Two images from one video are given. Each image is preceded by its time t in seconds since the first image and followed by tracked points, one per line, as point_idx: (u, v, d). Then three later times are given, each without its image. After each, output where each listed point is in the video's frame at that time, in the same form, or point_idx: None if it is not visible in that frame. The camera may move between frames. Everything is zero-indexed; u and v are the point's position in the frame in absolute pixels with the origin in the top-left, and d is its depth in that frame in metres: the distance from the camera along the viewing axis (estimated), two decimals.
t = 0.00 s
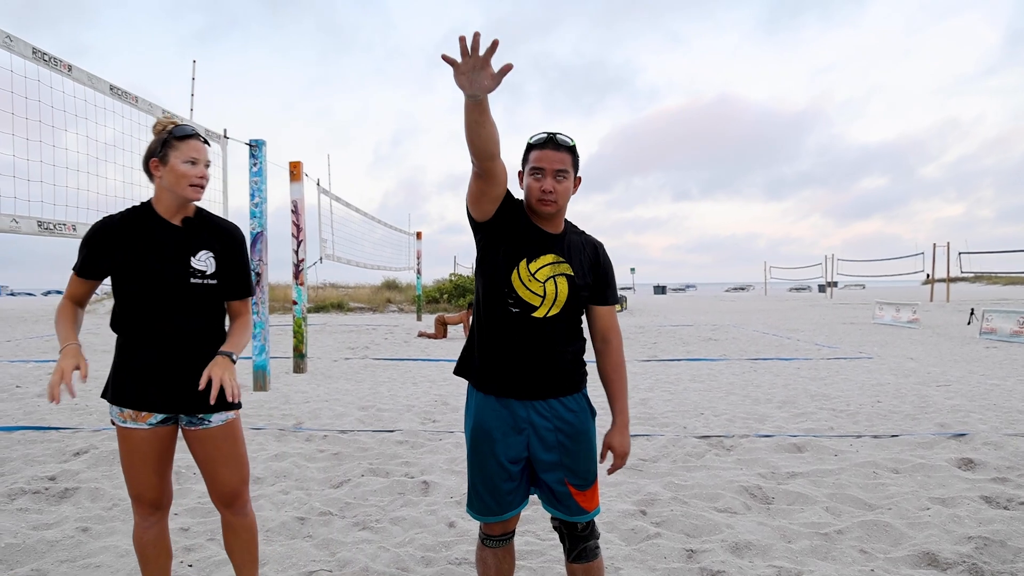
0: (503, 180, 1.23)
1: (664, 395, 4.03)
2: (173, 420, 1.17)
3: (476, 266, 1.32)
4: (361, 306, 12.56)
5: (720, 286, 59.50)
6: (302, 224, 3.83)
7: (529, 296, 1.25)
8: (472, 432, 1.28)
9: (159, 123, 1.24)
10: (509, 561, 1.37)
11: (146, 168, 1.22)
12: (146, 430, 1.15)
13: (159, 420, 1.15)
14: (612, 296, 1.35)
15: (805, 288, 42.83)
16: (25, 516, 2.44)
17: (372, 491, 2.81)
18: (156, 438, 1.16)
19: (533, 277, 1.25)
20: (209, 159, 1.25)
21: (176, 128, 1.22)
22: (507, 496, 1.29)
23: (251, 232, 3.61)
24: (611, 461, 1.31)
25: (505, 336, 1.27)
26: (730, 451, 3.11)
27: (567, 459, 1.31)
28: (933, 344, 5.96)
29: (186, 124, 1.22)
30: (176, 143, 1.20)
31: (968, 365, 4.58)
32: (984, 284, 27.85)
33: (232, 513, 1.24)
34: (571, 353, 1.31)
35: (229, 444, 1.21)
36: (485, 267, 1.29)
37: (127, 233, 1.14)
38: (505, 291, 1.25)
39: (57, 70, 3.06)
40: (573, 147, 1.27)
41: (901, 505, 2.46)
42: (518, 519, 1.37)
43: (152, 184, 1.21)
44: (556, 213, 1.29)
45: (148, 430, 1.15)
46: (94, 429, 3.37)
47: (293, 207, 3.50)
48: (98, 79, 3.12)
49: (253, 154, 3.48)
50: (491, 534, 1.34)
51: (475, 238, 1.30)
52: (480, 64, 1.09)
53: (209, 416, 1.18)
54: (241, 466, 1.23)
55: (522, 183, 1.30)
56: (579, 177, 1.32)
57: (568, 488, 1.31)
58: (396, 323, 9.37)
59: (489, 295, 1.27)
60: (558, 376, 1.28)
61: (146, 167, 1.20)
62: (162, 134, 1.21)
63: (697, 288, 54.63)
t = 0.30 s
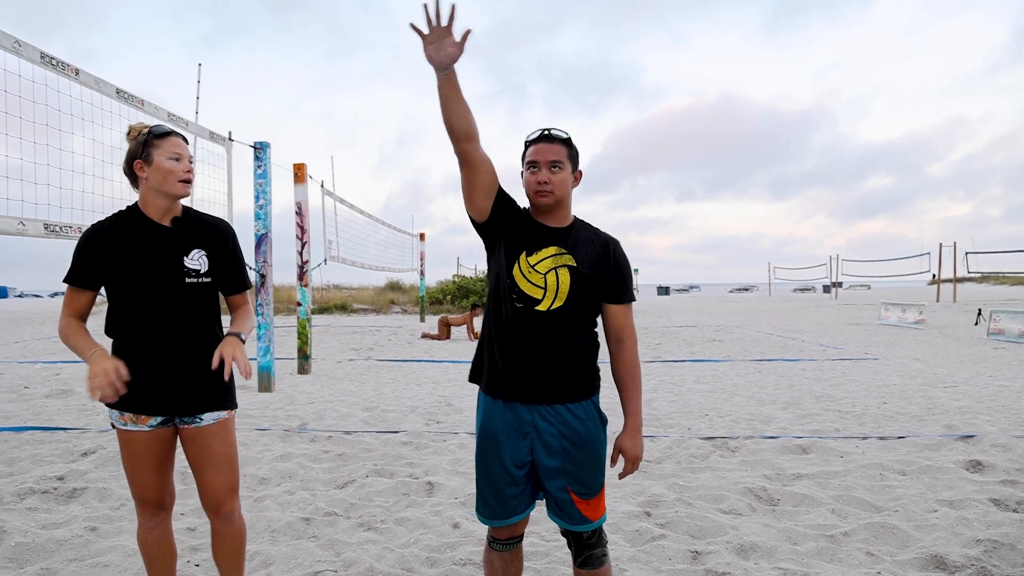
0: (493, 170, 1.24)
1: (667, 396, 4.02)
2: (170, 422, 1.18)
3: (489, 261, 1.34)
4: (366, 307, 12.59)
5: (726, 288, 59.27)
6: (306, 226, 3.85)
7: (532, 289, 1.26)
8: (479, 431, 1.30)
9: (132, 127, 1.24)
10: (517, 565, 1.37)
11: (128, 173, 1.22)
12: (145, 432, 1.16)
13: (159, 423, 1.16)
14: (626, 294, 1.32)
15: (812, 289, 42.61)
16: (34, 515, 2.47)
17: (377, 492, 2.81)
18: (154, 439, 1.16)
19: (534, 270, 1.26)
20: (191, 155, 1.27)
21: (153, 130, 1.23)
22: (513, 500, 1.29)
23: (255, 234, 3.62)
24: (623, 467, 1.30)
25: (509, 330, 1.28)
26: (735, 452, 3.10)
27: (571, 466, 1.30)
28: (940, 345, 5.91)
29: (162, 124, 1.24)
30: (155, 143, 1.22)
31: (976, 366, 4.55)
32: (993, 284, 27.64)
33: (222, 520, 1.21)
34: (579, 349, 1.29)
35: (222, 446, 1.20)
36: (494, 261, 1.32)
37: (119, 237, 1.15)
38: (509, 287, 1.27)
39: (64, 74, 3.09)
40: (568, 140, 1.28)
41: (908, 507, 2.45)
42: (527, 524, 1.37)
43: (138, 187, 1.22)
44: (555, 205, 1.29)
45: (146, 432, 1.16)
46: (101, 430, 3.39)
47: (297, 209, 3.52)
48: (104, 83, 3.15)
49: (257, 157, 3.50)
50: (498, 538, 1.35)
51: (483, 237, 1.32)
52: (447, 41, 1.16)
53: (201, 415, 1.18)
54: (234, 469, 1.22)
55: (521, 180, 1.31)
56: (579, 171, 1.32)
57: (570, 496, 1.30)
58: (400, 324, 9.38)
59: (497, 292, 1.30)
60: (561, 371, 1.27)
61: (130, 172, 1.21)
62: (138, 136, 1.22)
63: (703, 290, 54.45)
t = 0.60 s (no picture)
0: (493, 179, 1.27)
1: (673, 398, 4.01)
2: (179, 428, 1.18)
3: (501, 265, 1.36)
4: (371, 309, 12.62)
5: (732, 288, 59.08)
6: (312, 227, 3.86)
7: (536, 288, 1.27)
8: (489, 435, 1.31)
9: (149, 134, 1.25)
10: (526, 568, 1.38)
11: (141, 180, 1.23)
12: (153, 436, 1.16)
13: (168, 429, 1.17)
14: (636, 283, 1.23)
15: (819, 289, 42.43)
16: (42, 515, 2.48)
17: (382, 493, 2.82)
18: (162, 444, 1.17)
19: (538, 269, 1.27)
20: (205, 166, 1.27)
21: (169, 137, 1.23)
22: (521, 505, 1.30)
23: (261, 236, 3.64)
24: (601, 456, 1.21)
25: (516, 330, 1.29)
26: (741, 455, 3.09)
27: (580, 472, 1.30)
28: (947, 347, 5.88)
29: (179, 132, 1.24)
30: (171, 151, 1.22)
31: (984, 369, 4.52)
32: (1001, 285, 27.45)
33: (218, 531, 1.20)
34: (580, 345, 1.26)
35: (227, 454, 1.20)
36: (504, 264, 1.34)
37: (128, 243, 1.15)
38: (515, 288, 1.29)
39: (73, 78, 3.11)
40: (570, 139, 1.29)
41: (916, 511, 2.44)
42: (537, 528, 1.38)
43: (151, 195, 1.22)
44: (559, 203, 1.29)
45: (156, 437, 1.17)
46: (109, 430, 3.41)
47: (304, 211, 3.53)
48: (112, 86, 3.17)
49: (263, 159, 3.51)
50: (507, 541, 1.35)
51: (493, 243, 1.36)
52: (438, 57, 1.23)
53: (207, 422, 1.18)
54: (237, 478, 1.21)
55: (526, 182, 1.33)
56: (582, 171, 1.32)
57: (578, 502, 1.30)
58: (405, 326, 9.39)
59: (507, 295, 1.32)
60: (564, 369, 1.26)
61: (143, 179, 1.22)
62: (154, 143, 1.22)
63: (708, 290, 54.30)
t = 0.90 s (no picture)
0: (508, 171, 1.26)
1: (678, 399, 4.01)
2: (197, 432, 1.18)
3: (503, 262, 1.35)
4: (375, 309, 12.63)
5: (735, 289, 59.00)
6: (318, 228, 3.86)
7: (539, 289, 1.27)
8: (494, 435, 1.31)
9: (172, 134, 1.26)
10: (531, 567, 1.38)
11: (163, 179, 1.24)
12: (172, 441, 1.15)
13: (185, 432, 1.16)
14: (636, 291, 1.24)
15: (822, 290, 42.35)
16: (50, 515, 2.49)
17: (388, 494, 2.82)
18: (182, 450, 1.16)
19: (543, 270, 1.27)
20: (227, 165, 1.28)
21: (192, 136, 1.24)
22: (525, 506, 1.30)
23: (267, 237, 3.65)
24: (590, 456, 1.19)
25: (518, 328, 1.29)
26: (747, 456, 3.09)
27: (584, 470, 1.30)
28: (954, 348, 5.86)
29: (202, 132, 1.25)
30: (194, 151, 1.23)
31: (991, 370, 4.51)
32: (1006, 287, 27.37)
33: (227, 536, 1.23)
34: (582, 350, 1.27)
35: (244, 459, 1.22)
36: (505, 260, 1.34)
37: (150, 242, 1.16)
38: (519, 285, 1.29)
39: (80, 79, 3.12)
40: (587, 142, 1.29)
41: (923, 512, 2.43)
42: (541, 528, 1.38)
43: (173, 193, 1.23)
44: (570, 203, 1.29)
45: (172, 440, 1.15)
46: (115, 430, 3.42)
47: (309, 212, 3.54)
48: (120, 87, 3.18)
49: (269, 159, 3.52)
50: (511, 542, 1.35)
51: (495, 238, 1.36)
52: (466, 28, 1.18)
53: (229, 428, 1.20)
54: (250, 485, 1.25)
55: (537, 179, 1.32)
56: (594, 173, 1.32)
57: (584, 501, 1.30)
58: (409, 326, 9.39)
59: (509, 291, 1.32)
60: (566, 370, 1.27)
61: (166, 178, 1.22)
62: (177, 142, 1.23)
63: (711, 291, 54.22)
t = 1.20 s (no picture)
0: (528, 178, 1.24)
1: (684, 400, 4.01)
2: (197, 434, 1.18)
3: (499, 263, 1.32)
4: (381, 309, 12.65)
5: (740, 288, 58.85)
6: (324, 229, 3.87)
7: (547, 296, 1.26)
8: (493, 435, 1.30)
9: (165, 129, 1.25)
10: (532, 563, 1.38)
11: (160, 176, 1.23)
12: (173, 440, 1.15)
13: (188, 432, 1.16)
14: (631, 300, 1.34)
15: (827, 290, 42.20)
16: (59, 513, 2.51)
17: (394, 493, 2.83)
18: (181, 449, 1.16)
19: (552, 277, 1.26)
20: (224, 159, 1.28)
21: (186, 131, 1.23)
22: (529, 500, 1.30)
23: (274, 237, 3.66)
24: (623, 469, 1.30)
25: (520, 335, 1.28)
26: (753, 456, 3.09)
27: (590, 458, 1.32)
28: (962, 349, 5.84)
29: (196, 127, 1.24)
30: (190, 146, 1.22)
31: (999, 371, 4.49)
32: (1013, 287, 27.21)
33: (228, 536, 1.26)
34: (586, 357, 1.31)
35: (244, 461, 1.24)
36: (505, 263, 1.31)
37: (150, 240, 1.14)
38: (524, 292, 1.27)
39: (88, 80, 3.14)
40: (597, 146, 1.28)
41: (930, 514, 2.43)
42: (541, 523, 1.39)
43: (170, 190, 1.23)
44: (576, 210, 1.29)
45: (174, 440, 1.15)
46: (123, 429, 3.44)
47: (316, 212, 3.55)
48: (127, 88, 3.19)
49: (276, 160, 3.53)
50: (513, 537, 1.36)
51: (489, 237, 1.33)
52: (518, 47, 1.10)
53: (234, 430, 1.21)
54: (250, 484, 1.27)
55: (544, 180, 1.31)
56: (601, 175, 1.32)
57: (592, 489, 1.32)
58: (415, 327, 9.40)
59: (509, 295, 1.29)
60: (571, 376, 1.29)
61: (163, 175, 1.22)
62: (172, 139, 1.22)
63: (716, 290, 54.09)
